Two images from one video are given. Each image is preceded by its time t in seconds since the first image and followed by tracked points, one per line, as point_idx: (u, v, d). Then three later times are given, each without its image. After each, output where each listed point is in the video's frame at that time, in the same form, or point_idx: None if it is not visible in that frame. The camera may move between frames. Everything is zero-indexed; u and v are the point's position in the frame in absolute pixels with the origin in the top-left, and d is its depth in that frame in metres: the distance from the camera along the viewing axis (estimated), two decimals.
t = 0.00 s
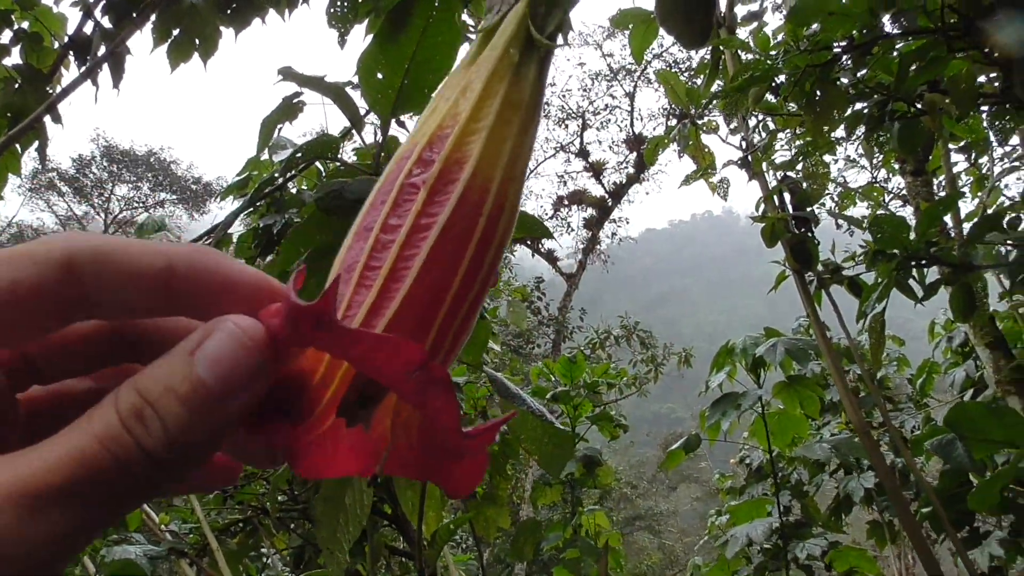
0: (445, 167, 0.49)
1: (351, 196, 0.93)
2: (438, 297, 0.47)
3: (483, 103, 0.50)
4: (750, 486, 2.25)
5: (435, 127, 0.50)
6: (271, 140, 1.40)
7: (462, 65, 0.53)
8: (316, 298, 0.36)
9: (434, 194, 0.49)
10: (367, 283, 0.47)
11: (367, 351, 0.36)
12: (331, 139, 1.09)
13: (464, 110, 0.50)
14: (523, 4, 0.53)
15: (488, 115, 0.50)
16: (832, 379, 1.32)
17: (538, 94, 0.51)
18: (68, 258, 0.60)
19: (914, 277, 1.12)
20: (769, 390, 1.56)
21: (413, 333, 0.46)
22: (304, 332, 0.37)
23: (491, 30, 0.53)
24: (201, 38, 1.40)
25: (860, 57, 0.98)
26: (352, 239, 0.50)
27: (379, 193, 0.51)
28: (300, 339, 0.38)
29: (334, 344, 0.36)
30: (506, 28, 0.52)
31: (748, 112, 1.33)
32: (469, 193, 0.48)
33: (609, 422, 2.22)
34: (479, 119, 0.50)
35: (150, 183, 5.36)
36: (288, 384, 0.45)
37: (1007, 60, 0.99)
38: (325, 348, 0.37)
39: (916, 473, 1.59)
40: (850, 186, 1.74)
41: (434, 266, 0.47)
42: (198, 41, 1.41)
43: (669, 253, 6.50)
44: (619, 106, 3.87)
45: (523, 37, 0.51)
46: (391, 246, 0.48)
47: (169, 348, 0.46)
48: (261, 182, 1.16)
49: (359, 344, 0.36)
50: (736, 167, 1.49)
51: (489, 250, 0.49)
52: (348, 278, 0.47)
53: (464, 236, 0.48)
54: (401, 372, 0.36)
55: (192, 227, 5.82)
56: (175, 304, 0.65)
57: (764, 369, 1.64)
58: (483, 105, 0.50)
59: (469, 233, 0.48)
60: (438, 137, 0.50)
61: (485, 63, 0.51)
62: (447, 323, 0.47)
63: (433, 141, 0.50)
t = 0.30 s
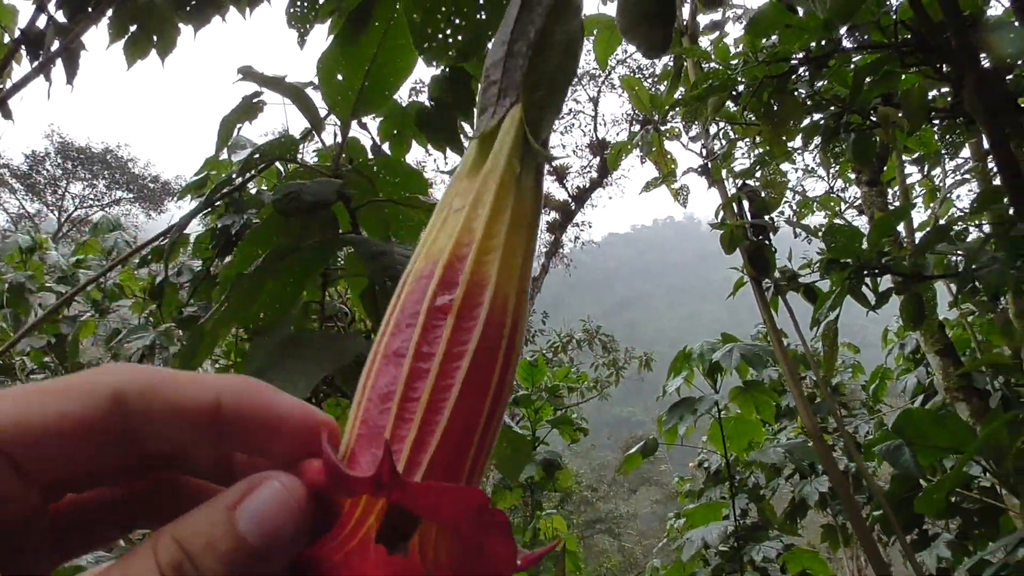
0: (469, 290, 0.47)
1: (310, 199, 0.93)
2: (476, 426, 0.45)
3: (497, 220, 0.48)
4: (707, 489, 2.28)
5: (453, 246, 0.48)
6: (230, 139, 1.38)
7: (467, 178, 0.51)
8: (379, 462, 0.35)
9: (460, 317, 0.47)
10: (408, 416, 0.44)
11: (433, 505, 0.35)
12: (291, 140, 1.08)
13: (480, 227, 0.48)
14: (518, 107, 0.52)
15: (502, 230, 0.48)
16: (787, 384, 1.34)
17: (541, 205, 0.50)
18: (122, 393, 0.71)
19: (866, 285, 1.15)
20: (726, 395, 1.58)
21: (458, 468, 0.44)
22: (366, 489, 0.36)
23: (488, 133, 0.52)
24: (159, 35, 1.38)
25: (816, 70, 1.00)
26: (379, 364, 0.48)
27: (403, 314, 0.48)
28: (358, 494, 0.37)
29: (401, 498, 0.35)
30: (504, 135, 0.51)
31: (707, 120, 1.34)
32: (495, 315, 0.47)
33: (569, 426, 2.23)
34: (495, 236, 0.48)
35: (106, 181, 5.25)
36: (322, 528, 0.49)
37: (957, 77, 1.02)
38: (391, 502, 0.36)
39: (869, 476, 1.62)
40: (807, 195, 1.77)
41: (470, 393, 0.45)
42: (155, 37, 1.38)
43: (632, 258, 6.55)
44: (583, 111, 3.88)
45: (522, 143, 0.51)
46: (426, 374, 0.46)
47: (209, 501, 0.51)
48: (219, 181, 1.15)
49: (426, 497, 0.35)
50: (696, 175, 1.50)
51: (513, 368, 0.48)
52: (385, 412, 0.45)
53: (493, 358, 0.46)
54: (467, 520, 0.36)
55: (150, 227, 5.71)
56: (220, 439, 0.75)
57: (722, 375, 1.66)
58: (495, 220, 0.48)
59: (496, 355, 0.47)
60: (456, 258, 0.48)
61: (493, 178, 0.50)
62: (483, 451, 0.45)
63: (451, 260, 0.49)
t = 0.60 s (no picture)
0: (423, 207, 0.50)
1: (265, 197, 0.92)
2: (434, 334, 0.48)
3: (445, 134, 0.51)
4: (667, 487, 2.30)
5: (407, 167, 0.51)
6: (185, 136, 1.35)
7: (422, 101, 0.53)
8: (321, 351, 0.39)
9: (415, 230, 0.50)
10: (366, 330, 0.48)
11: (379, 397, 0.39)
12: (247, 138, 1.07)
13: (431, 144, 0.51)
14: (469, 23, 0.53)
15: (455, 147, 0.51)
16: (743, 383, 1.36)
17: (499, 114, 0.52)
18: (126, 348, 0.70)
19: (820, 285, 1.17)
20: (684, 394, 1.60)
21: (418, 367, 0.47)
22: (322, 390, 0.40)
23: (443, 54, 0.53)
24: (112, 29, 1.35)
25: (770, 74, 1.02)
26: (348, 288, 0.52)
27: (367, 239, 0.52)
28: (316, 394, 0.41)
29: (349, 391, 0.39)
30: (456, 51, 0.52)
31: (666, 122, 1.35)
32: (449, 232, 0.50)
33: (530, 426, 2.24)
34: (446, 151, 0.50)
35: (58, 179, 5.11)
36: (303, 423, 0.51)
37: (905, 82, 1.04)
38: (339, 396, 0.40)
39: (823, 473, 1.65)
40: (764, 197, 1.79)
41: (425, 303, 0.49)
42: (108, 32, 1.35)
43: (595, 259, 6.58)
44: (545, 111, 3.89)
45: (477, 56, 0.51)
46: (383, 289, 0.49)
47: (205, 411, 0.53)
48: (173, 179, 1.12)
49: (372, 389, 0.39)
50: (655, 176, 1.52)
51: (476, 275, 0.50)
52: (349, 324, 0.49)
53: (446, 267, 0.49)
54: (416, 415, 0.39)
55: (104, 226, 5.59)
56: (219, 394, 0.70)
57: (680, 374, 1.68)
58: (447, 136, 0.51)
59: (450, 265, 0.49)
60: (410, 178, 0.51)
61: (443, 94, 0.52)
62: (448, 351, 0.49)
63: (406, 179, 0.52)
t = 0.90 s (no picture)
0: (404, 179, 0.50)
1: (220, 191, 0.90)
2: (427, 305, 0.46)
3: (424, 106, 0.51)
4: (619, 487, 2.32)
5: (386, 141, 0.51)
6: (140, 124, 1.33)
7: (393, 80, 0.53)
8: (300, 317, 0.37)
9: (400, 201, 0.49)
10: (357, 302, 0.46)
11: (368, 359, 0.37)
12: (202, 129, 1.05)
13: (408, 120, 0.51)
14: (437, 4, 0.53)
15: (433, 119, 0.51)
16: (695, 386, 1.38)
17: (475, 79, 0.51)
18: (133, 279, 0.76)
19: (771, 290, 1.19)
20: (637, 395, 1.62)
21: (415, 331, 0.46)
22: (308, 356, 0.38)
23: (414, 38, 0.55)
24: (66, 13, 1.32)
25: (726, 83, 1.04)
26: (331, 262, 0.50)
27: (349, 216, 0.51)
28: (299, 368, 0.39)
29: (337, 355, 0.37)
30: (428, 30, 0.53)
31: (625, 126, 1.37)
32: (433, 199, 0.49)
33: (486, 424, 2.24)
34: (423, 120, 0.50)
35: (7, 163, 4.97)
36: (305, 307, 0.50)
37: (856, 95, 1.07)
38: (329, 360, 0.38)
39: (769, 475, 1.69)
40: (722, 202, 1.82)
41: (417, 275, 0.47)
42: (62, 16, 1.32)
43: (555, 258, 6.60)
44: (509, 110, 3.89)
45: (447, 28, 0.52)
46: (373, 260, 0.48)
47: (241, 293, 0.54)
48: (126, 168, 1.10)
49: (358, 350, 0.37)
50: (613, 179, 1.53)
51: (468, 239, 0.49)
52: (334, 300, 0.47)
53: (437, 231, 0.48)
54: (408, 371, 0.36)
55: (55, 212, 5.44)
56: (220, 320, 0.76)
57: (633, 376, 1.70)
58: (424, 107, 0.51)
59: (441, 230, 0.48)
60: (390, 151, 0.51)
61: (416, 68, 0.52)
62: (447, 314, 0.47)
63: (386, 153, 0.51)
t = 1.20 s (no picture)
0: (430, 257, 0.54)
1: (175, 191, 0.89)
2: (456, 376, 0.52)
3: (446, 190, 0.56)
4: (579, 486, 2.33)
5: (409, 217, 0.55)
6: (94, 120, 1.31)
7: (411, 155, 0.57)
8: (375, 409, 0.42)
9: (426, 281, 0.53)
10: (388, 380, 0.50)
11: (431, 446, 0.43)
12: (157, 128, 1.04)
13: (430, 198, 0.55)
14: (450, 86, 0.58)
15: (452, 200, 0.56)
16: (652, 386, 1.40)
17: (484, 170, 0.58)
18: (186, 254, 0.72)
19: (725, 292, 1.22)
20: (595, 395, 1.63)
21: (445, 411, 0.51)
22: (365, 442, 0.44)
23: (423, 111, 0.59)
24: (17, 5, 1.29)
25: (682, 88, 1.06)
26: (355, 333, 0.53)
27: (372, 286, 0.54)
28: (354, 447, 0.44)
29: (402, 443, 0.42)
30: (440, 112, 0.58)
31: (585, 128, 1.38)
32: (458, 279, 0.54)
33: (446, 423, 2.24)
34: (446, 205, 0.55)
35: None
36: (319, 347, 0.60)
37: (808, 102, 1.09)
38: (392, 446, 0.43)
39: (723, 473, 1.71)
40: (681, 204, 1.84)
41: (447, 351, 0.52)
42: (12, 8, 1.29)
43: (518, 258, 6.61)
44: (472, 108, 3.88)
45: (459, 118, 0.58)
46: (403, 338, 0.52)
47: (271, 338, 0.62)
48: (78, 165, 1.08)
49: (421, 441, 0.42)
50: (573, 181, 1.54)
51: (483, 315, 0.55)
52: (369, 374, 0.51)
53: (461, 314, 0.53)
54: (465, 464, 0.43)
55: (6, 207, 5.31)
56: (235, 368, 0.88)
57: (592, 375, 1.71)
58: (444, 191, 0.56)
59: (463, 315, 0.53)
60: (414, 229, 0.55)
61: (433, 150, 0.56)
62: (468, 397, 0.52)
63: (408, 230, 0.55)
